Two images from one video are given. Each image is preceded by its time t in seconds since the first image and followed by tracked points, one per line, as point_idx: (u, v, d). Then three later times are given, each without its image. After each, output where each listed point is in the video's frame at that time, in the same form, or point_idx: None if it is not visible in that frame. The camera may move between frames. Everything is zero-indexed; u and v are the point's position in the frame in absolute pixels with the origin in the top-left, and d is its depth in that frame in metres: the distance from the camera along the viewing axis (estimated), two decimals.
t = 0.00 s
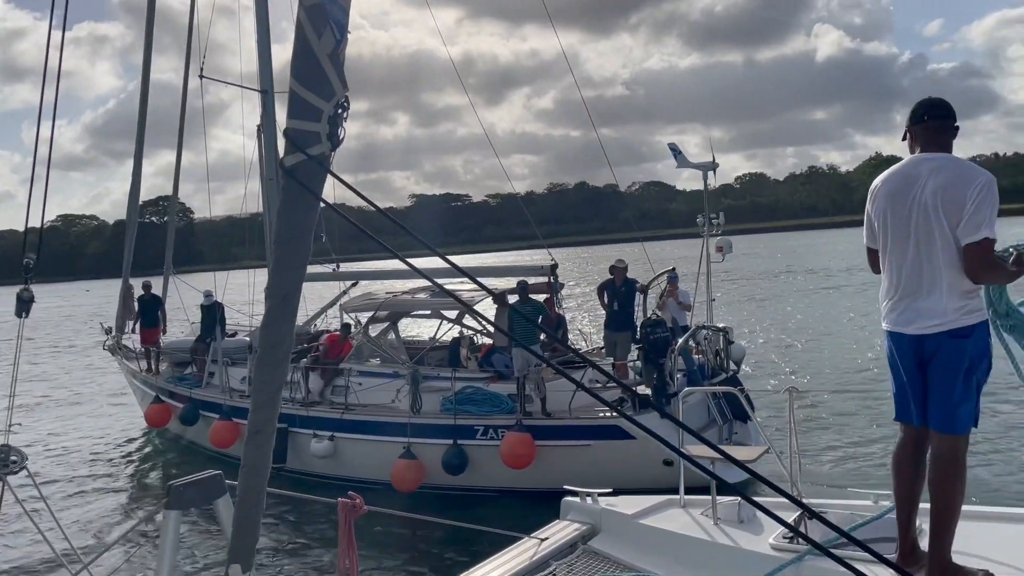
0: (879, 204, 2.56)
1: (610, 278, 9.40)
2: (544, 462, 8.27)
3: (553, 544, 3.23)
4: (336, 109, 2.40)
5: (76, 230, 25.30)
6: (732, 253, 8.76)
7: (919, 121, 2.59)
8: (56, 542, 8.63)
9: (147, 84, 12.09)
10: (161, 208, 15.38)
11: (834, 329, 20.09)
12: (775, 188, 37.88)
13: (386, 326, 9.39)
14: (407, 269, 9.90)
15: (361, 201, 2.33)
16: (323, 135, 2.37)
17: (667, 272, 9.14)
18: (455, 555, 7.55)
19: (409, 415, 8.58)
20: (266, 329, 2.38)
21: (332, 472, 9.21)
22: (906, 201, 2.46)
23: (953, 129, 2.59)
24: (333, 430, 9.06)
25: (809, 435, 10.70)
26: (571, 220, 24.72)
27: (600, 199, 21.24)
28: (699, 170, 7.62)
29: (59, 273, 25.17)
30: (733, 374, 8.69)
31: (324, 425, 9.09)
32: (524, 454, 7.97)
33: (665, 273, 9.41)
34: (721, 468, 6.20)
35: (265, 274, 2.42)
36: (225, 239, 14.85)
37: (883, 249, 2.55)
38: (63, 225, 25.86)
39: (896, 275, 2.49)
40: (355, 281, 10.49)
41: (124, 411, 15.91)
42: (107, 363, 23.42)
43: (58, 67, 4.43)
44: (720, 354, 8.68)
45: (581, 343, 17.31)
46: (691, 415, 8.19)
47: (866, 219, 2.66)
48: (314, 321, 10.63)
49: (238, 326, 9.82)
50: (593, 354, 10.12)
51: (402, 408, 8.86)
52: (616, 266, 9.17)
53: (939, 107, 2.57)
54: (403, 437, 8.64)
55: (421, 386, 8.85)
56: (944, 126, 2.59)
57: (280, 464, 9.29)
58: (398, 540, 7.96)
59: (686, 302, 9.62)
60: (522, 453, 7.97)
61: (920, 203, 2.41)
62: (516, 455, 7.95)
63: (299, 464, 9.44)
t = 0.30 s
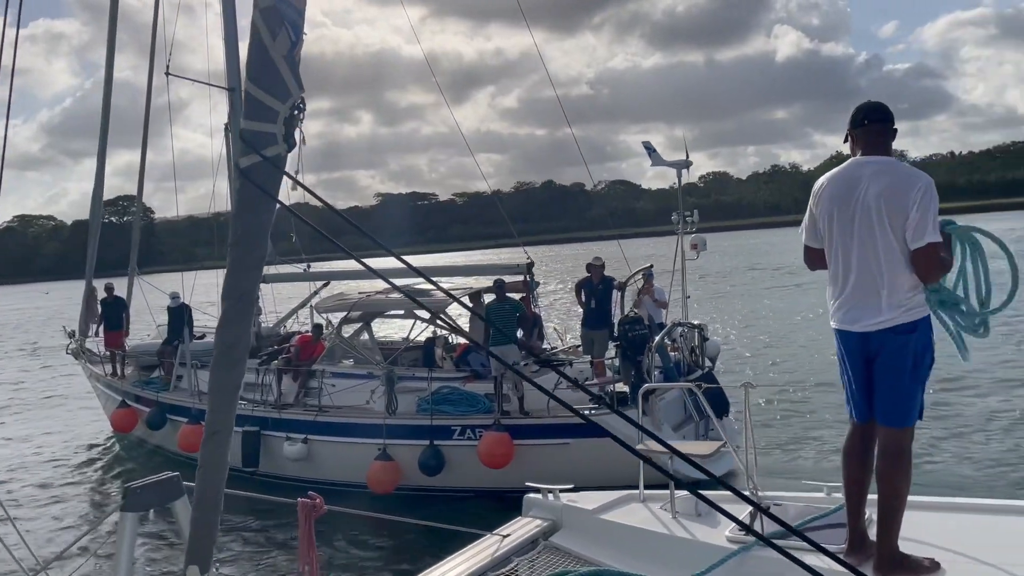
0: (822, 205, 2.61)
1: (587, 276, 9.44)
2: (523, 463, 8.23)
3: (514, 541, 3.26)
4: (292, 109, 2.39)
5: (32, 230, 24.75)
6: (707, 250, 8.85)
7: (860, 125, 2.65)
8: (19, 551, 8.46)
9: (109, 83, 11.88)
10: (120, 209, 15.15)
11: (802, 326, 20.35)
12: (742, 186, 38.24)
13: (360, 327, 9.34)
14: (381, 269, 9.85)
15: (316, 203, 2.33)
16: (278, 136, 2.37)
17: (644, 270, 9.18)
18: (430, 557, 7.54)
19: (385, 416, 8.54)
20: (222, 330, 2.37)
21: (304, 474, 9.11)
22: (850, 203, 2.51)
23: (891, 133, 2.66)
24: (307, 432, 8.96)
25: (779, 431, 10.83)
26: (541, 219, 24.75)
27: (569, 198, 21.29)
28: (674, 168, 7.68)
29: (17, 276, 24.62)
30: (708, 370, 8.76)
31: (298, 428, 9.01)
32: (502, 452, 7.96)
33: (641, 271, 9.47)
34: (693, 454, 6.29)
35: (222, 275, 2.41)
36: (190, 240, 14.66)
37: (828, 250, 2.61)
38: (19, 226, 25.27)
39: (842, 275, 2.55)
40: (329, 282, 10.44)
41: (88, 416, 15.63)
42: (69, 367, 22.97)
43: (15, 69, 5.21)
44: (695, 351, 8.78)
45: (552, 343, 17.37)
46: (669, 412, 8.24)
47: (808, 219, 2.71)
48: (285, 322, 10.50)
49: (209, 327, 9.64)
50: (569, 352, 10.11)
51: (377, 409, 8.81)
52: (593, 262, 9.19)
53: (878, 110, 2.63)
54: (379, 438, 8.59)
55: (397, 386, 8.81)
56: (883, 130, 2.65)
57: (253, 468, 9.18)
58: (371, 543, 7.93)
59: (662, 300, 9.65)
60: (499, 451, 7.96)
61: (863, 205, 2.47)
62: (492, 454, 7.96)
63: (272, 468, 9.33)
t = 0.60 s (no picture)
0: (761, 208, 2.70)
1: (564, 275, 9.49)
2: (501, 464, 8.18)
3: (476, 538, 3.31)
4: (246, 114, 2.39)
5: None
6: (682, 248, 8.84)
7: (792, 128, 2.73)
8: None
9: (73, 82, 11.67)
10: (84, 211, 14.90)
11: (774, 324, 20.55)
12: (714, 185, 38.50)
13: (333, 328, 9.26)
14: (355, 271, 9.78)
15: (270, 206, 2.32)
16: (232, 141, 2.36)
17: (620, 268, 9.18)
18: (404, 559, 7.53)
19: (361, 418, 8.52)
20: (177, 334, 2.36)
21: (277, 479, 8.99)
22: (788, 205, 2.60)
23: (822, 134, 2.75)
24: (281, 437, 8.85)
25: (750, 428, 10.94)
26: (514, 219, 24.73)
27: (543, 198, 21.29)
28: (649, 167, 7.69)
29: None
30: (684, 369, 8.81)
31: (272, 432, 8.89)
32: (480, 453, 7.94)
33: (618, 270, 9.52)
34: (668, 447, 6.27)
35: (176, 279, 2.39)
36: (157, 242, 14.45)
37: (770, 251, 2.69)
38: None
39: (785, 275, 2.63)
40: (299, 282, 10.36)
41: (53, 422, 15.35)
42: (33, 373, 22.54)
43: None
44: (671, 349, 8.85)
45: (527, 343, 17.37)
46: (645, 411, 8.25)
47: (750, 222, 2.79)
48: (258, 325, 10.38)
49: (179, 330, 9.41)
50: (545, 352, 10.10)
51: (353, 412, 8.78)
52: (569, 262, 9.22)
53: (809, 112, 2.71)
54: (355, 441, 8.54)
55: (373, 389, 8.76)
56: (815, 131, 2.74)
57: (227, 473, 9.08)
58: (345, 546, 7.90)
59: (638, 299, 9.70)
60: (477, 451, 7.94)
61: (800, 206, 2.56)
62: (473, 455, 7.94)
63: (246, 474, 9.24)
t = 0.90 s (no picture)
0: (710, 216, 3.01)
1: (545, 274, 9.51)
2: (481, 463, 8.17)
3: (444, 533, 3.35)
4: (206, 117, 2.39)
5: None
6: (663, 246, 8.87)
7: (729, 139, 3.02)
8: None
9: (44, 82, 11.51)
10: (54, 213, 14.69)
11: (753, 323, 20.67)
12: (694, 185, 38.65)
13: (312, 329, 9.12)
14: (335, 270, 9.71)
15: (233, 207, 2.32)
16: (194, 143, 2.36)
17: (600, 266, 9.14)
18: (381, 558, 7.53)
19: (342, 419, 8.51)
20: (140, 334, 2.34)
21: (255, 481, 8.92)
22: (722, 209, 2.90)
23: (759, 139, 3.01)
24: (260, 438, 8.81)
25: (729, 426, 11.01)
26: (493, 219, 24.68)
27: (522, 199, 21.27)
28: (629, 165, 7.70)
29: None
30: (666, 365, 8.71)
31: (251, 434, 8.85)
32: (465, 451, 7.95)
33: (599, 268, 9.55)
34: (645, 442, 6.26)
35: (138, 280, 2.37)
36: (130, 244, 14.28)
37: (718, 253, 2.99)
38: None
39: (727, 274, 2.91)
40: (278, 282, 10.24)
41: (26, 428, 15.13)
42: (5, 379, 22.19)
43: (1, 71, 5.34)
44: (652, 347, 8.76)
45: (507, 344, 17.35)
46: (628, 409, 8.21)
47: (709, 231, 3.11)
48: (234, 327, 10.28)
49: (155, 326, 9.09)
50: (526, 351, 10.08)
51: (334, 412, 8.76)
52: (550, 261, 9.22)
53: (741, 122, 2.98)
54: (336, 441, 8.54)
55: (354, 389, 8.73)
56: (752, 138, 3.01)
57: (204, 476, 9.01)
58: (323, 546, 7.88)
59: (618, 298, 9.70)
60: (462, 451, 7.94)
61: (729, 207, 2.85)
62: (456, 455, 7.92)
63: (224, 476, 9.18)
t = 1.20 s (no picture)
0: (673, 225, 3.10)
1: (532, 274, 9.54)
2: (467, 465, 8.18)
3: (419, 537, 3.39)
4: (177, 126, 2.40)
5: None
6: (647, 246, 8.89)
7: (692, 149, 3.09)
8: None
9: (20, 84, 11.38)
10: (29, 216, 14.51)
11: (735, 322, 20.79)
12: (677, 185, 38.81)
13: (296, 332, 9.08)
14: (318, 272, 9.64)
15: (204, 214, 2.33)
16: (163, 151, 2.37)
17: (588, 267, 9.13)
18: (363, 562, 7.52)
19: (327, 423, 8.48)
20: (111, 342, 2.35)
21: (237, 486, 8.90)
22: (682, 217, 2.98)
23: (721, 148, 3.08)
24: (243, 443, 8.76)
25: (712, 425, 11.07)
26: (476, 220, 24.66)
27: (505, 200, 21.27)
28: (612, 165, 7.73)
29: None
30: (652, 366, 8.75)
31: (234, 439, 8.80)
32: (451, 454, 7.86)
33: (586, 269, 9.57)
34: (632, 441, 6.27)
35: (109, 288, 2.38)
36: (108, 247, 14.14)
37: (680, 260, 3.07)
38: None
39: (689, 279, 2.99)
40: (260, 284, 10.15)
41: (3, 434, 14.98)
42: None
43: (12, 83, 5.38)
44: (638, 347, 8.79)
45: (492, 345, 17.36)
46: (617, 408, 8.24)
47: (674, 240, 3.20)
48: (215, 331, 10.22)
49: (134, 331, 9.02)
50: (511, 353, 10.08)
51: (319, 416, 8.73)
52: (537, 261, 9.24)
53: (704, 135, 3.06)
54: (323, 445, 8.52)
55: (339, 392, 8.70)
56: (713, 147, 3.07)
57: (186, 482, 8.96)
58: (305, 551, 7.86)
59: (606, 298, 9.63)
60: (450, 454, 7.86)
61: (687, 215, 2.94)
62: (442, 458, 7.84)
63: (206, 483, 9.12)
